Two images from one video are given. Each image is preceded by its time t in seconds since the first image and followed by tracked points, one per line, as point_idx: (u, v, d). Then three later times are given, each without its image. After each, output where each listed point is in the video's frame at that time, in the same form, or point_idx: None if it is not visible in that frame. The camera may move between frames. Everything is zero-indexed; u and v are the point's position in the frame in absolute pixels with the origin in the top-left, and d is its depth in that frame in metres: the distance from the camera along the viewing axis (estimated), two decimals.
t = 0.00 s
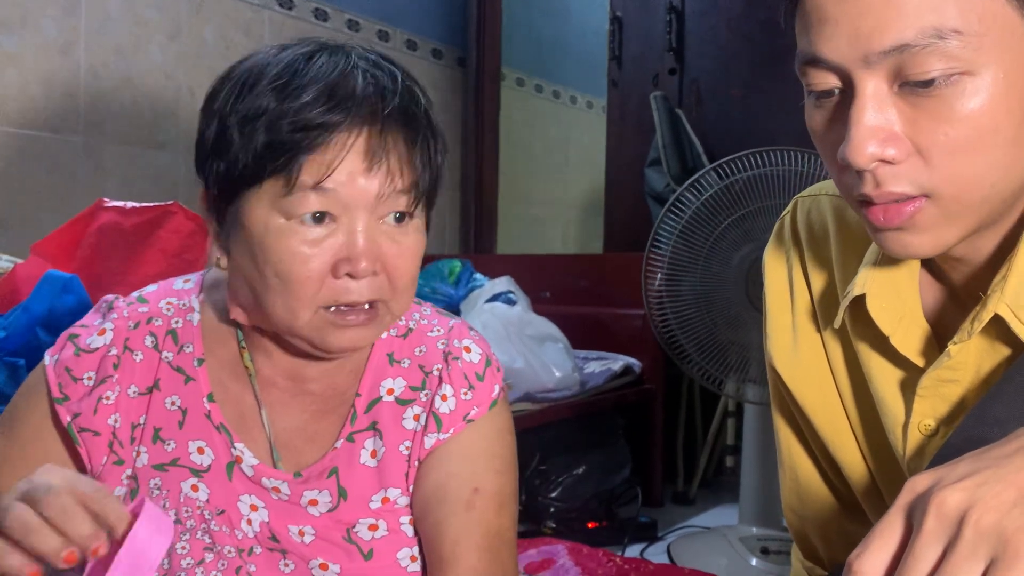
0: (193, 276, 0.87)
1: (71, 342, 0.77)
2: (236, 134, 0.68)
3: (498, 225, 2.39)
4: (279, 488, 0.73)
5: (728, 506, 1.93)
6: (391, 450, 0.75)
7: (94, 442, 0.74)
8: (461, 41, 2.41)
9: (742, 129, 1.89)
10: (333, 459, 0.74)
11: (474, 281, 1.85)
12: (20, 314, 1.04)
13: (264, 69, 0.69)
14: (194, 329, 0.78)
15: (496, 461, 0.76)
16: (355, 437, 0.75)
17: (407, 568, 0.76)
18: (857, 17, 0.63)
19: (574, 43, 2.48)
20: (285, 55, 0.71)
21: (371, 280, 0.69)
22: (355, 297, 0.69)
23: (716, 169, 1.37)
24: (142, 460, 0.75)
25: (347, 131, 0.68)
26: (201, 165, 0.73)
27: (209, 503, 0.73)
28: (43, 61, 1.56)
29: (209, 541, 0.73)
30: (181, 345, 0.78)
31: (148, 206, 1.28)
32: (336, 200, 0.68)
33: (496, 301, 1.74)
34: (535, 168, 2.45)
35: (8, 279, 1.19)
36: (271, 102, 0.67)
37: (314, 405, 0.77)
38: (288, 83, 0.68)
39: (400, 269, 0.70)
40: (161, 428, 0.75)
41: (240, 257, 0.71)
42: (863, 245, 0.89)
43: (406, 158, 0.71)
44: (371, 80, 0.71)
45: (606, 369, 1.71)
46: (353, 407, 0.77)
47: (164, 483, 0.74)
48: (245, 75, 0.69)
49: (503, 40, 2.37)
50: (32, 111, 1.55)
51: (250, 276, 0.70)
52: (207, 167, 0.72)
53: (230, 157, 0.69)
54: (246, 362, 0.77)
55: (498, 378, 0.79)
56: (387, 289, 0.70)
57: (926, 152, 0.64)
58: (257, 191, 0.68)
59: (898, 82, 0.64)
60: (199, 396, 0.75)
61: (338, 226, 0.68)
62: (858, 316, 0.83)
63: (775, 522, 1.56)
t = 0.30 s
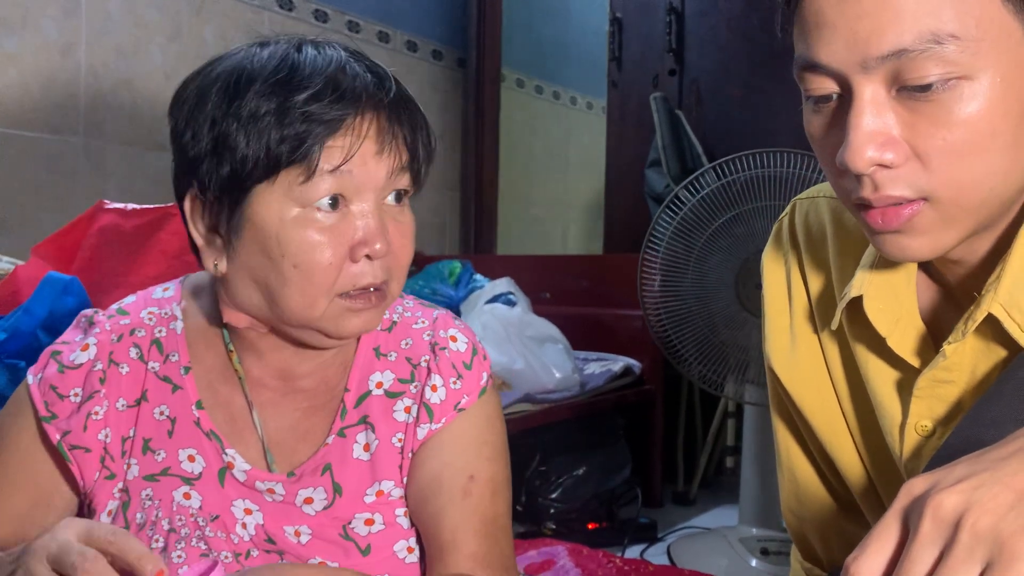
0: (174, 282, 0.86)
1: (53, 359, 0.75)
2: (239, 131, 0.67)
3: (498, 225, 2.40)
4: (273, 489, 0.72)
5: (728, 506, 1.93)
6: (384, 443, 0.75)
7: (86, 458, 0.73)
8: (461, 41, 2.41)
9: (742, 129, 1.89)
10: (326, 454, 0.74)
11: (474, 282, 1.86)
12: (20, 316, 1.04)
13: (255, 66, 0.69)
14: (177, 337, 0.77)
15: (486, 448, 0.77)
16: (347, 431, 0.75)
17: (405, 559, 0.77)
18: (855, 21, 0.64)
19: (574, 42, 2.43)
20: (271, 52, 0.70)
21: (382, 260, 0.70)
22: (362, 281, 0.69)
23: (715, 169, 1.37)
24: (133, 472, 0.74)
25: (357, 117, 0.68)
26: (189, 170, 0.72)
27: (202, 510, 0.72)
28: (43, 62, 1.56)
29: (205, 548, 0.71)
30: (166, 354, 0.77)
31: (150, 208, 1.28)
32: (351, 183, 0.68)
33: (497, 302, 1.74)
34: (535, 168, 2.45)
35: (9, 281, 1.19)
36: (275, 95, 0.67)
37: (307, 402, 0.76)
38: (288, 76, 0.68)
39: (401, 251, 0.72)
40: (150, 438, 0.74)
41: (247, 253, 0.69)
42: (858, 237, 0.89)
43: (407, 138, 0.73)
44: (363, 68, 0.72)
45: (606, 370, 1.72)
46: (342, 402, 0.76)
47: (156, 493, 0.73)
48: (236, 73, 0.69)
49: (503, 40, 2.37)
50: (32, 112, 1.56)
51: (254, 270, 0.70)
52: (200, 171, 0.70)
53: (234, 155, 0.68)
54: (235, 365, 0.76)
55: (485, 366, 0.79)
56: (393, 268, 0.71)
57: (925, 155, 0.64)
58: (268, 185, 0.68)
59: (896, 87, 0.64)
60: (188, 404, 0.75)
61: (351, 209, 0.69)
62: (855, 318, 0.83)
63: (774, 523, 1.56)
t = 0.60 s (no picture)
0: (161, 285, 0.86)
1: (42, 365, 0.75)
2: (209, 130, 0.67)
3: (498, 227, 2.40)
4: (264, 487, 0.72)
5: (728, 507, 1.93)
6: (378, 439, 0.75)
7: (74, 463, 0.73)
8: (461, 43, 2.42)
9: (742, 129, 1.89)
10: (317, 452, 0.74)
11: (474, 283, 1.86)
12: (20, 318, 1.04)
13: (227, 64, 0.69)
14: (164, 340, 0.77)
15: (481, 442, 0.76)
16: (338, 429, 0.75)
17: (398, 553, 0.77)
18: (854, 22, 0.63)
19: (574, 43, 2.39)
20: (245, 50, 0.70)
21: (354, 261, 0.69)
22: (340, 280, 0.69)
23: (713, 168, 1.37)
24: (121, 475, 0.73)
25: (329, 116, 0.68)
26: (166, 168, 0.72)
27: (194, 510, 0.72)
28: (43, 64, 1.56)
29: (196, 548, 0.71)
30: (153, 357, 0.77)
31: (150, 209, 1.28)
32: (322, 184, 0.68)
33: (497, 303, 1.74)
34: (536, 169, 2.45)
35: (9, 282, 1.20)
36: (244, 94, 0.67)
37: (297, 400, 0.76)
38: (258, 75, 0.68)
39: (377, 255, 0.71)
40: (138, 441, 0.74)
41: (221, 254, 0.70)
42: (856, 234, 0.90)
43: (381, 138, 0.72)
44: (336, 66, 0.72)
45: (606, 371, 1.72)
46: (333, 400, 0.76)
47: (145, 496, 0.72)
48: (208, 71, 0.68)
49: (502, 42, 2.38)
50: (32, 113, 1.56)
51: (229, 268, 0.70)
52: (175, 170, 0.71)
53: (205, 154, 0.68)
54: (220, 366, 0.76)
55: (478, 359, 0.79)
56: (372, 266, 0.71)
57: (926, 156, 0.64)
58: (238, 185, 0.67)
59: (897, 88, 0.64)
60: (174, 406, 0.74)
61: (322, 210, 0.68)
62: (855, 319, 0.83)
63: (775, 524, 1.56)
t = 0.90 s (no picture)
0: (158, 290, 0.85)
1: (41, 366, 0.74)
2: (169, 140, 0.67)
3: (497, 228, 2.39)
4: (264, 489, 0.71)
5: (728, 509, 1.93)
6: (383, 450, 0.76)
7: (72, 464, 0.71)
8: (461, 45, 2.42)
9: (742, 131, 1.89)
10: (318, 456, 0.74)
11: (474, 285, 1.86)
12: (21, 319, 1.04)
13: (197, 72, 0.67)
14: (162, 343, 0.76)
15: (499, 449, 0.78)
16: (341, 437, 0.75)
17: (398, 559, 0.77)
18: (858, 24, 0.63)
19: (575, 43, 2.40)
20: (221, 56, 0.68)
21: (304, 285, 0.67)
22: (289, 304, 0.67)
23: (713, 169, 1.37)
24: (122, 478, 0.73)
25: (283, 135, 0.65)
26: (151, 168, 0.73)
27: (193, 512, 0.72)
28: (44, 67, 1.56)
29: (193, 552, 0.72)
30: (151, 360, 0.76)
31: (150, 211, 1.28)
32: (257, 208, 0.65)
33: (497, 305, 1.74)
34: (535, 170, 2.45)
35: (9, 284, 1.19)
36: (199, 106, 0.65)
37: (293, 405, 0.75)
38: (214, 87, 0.66)
39: (337, 275, 0.68)
40: (138, 443, 0.73)
41: (181, 259, 0.70)
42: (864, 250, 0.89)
43: (335, 164, 0.67)
44: (303, 81, 0.68)
45: (607, 373, 1.72)
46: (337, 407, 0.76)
47: (147, 498, 0.72)
48: (181, 78, 0.68)
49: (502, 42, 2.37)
50: (32, 115, 1.56)
51: (191, 277, 0.70)
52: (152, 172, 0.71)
53: (166, 162, 0.68)
54: (215, 370, 0.75)
55: (485, 367, 0.80)
56: (326, 295, 0.69)
57: (929, 160, 0.64)
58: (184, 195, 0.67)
59: (901, 92, 0.63)
60: (172, 409, 0.73)
61: (269, 232, 0.66)
62: (856, 322, 0.83)
63: (776, 526, 1.56)
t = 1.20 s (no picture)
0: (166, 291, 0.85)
1: (50, 371, 0.73)
2: (176, 148, 0.68)
3: (498, 230, 2.39)
4: (273, 495, 0.72)
5: (728, 510, 1.93)
6: (395, 461, 0.76)
7: (82, 470, 0.71)
8: (461, 46, 2.40)
9: (742, 133, 1.89)
10: (329, 467, 0.74)
11: (474, 286, 1.86)
12: (22, 321, 1.04)
13: (206, 80, 0.68)
14: (170, 347, 0.76)
15: (522, 464, 0.80)
16: (352, 447, 0.75)
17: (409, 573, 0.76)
18: (865, 24, 0.63)
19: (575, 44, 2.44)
20: (230, 65, 0.69)
21: (301, 301, 0.67)
22: (287, 318, 0.67)
23: (713, 168, 1.37)
24: (131, 483, 0.72)
25: (285, 149, 0.65)
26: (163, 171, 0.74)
27: (204, 519, 0.71)
28: (44, 68, 1.56)
29: (202, 558, 0.70)
30: (159, 364, 0.76)
31: (151, 212, 1.28)
32: (254, 223, 0.65)
33: (497, 306, 1.74)
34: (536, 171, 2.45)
35: (10, 285, 1.19)
36: (203, 116, 0.66)
37: (301, 411, 0.76)
38: (219, 98, 0.66)
39: (334, 295, 0.68)
40: (146, 448, 0.73)
41: (186, 265, 0.71)
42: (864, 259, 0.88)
43: (335, 179, 0.67)
44: (308, 94, 0.68)
45: (607, 374, 1.72)
46: (349, 417, 0.76)
47: (156, 504, 0.72)
48: (191, 85, 0.69)
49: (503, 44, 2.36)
50: (33, 116, 1.56)
51: (194, 286, 0.70)
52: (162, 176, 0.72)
53: (172, 169, 0.69)
54: (224, 373, 0.76)
55: (502, 370, 0.81)
56: (326, 311, 0.69)
57: (936, 163, 0.64)
58: (187, 204, 0.68)
59: (908, 96, 0.63)
60: (181, 414, 0.74)
61: (268, 245, 0.67)
62: (858, 324, 0.83)
63: (776, 528, 1.56)
